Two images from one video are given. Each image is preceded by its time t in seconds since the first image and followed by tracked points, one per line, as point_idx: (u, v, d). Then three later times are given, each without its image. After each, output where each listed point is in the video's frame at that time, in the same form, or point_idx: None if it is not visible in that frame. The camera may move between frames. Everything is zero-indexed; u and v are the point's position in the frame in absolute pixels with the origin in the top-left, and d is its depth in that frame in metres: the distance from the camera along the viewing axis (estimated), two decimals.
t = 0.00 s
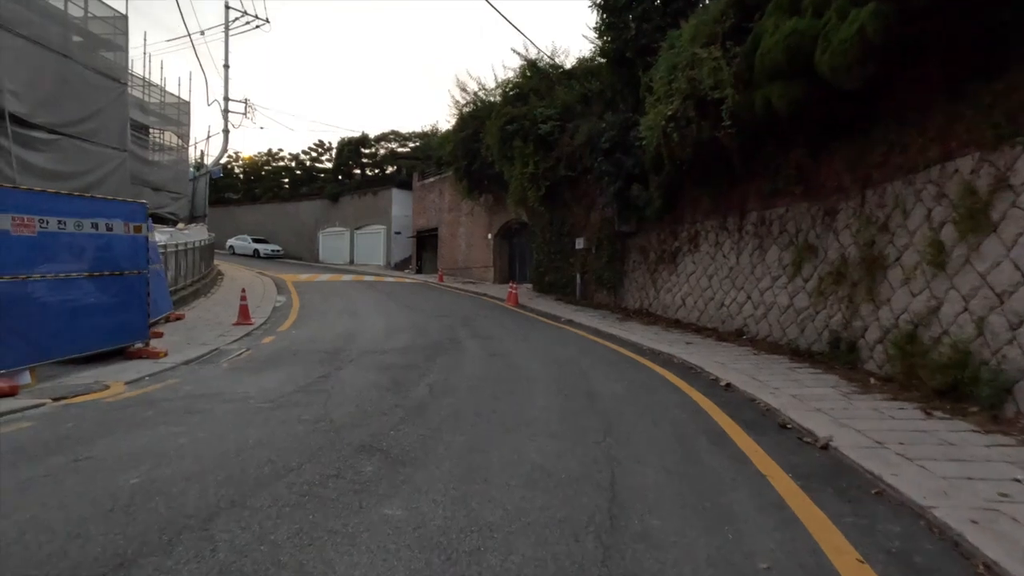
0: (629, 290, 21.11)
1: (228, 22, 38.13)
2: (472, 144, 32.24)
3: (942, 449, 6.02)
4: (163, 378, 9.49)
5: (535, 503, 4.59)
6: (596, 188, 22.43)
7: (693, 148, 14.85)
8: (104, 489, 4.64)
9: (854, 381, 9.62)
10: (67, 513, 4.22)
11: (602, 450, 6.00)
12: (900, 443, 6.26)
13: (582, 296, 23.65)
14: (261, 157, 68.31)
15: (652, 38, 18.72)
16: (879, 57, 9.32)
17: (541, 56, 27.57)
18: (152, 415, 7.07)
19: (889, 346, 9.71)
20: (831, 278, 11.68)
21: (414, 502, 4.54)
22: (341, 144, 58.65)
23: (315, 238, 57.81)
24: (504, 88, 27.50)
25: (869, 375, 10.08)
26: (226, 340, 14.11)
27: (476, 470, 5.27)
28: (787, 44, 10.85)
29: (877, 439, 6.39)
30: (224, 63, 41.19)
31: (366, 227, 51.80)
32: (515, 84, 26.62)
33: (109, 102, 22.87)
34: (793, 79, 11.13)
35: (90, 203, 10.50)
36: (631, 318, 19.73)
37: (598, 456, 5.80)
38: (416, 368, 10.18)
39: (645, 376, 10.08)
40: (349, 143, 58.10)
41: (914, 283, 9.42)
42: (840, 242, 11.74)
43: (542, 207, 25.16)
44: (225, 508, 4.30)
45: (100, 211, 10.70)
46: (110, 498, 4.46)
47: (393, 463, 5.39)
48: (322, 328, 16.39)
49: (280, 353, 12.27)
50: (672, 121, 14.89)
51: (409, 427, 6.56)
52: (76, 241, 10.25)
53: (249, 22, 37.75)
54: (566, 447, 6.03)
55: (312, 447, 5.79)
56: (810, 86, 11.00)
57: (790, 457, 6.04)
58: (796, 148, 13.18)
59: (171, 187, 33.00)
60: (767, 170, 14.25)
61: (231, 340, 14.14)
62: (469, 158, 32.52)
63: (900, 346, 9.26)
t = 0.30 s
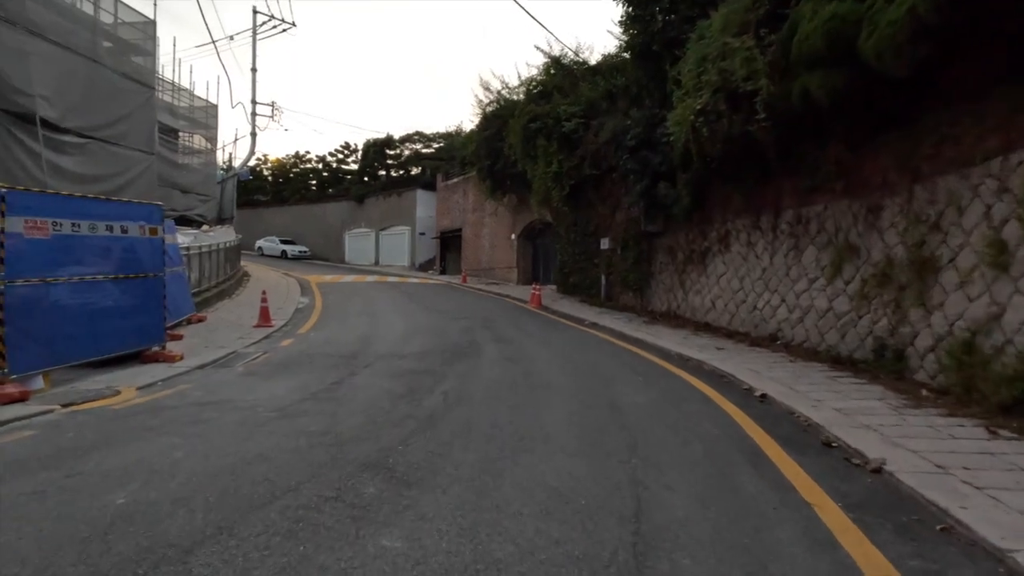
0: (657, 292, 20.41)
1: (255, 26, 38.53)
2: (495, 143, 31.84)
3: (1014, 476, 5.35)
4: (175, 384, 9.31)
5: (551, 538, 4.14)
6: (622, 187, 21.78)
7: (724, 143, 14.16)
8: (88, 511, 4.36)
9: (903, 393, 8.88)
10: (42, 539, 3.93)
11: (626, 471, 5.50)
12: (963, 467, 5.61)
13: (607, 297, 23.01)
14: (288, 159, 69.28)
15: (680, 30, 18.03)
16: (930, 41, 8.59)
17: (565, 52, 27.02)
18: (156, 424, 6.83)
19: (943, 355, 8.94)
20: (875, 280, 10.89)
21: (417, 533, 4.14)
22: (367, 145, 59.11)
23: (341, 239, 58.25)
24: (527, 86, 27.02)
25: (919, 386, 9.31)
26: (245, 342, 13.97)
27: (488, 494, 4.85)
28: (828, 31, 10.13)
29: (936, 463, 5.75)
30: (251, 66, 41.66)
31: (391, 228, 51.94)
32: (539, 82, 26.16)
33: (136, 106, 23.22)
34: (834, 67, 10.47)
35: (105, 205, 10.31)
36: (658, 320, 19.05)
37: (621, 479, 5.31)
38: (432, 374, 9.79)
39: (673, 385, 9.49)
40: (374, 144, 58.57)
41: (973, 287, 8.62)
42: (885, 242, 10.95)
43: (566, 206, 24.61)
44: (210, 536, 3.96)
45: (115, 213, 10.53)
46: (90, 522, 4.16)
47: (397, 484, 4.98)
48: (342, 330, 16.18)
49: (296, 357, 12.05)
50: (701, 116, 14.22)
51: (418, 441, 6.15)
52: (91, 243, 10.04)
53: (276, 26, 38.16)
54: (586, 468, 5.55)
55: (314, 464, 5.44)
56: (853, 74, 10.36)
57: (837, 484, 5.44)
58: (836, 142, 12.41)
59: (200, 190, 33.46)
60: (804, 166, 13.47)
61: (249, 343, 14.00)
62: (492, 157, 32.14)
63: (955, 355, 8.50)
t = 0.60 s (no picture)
0: (684, 292, 19.67)
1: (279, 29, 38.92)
2: (516, 141, 31.39)
3: None
4: (186, 385, 9.07)
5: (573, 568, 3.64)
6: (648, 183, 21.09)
7: (757, 135, 13.44)
8: (68, 525, 4.02)
9: (960, 402, 8.13)
10: (11, 557, 3.60)
11: (657, 489, 4.97)
12: None
13: (631, 298, 22.33)
14: (312, 161, 69.93)
15: (708, 19, 17.34)
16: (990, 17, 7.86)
17: (587, 48, 26.45)
18: (159, 427, 6.53)
19: (1005, 361, 8.17)
20: (925, 279, 10.11)
21: (424, 559, 3.69)
22: (389, 146, 59.33)
23: (363, 240, 58.47)
24: (549, 82, 26.50)
25: (977, 394, 8.55)
26: (261, 343, 13.76)
27: (505, 514, 4.36)
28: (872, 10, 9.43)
29: (1013, 484, 5.08)
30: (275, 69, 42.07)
31: (412, 229, 51.91)
32: (561, 78, 25.67)
33: (160, 108, 23.40)
34: (878, 50, 9.79)
35: (119, 203, 10.14)
36: (685, 322, 18.33)
37: (652, 497, 4.78)
38: (449, 377, 9.36)
39: (705, 391, 8.87)
40: (397, 145, 58.74)
41: None
42: (935, 238, 10.17)
43: (589, 205, 24.02)
44: (193, 560, 3.58)
45: (129, 211, 10.35)
46: (67, 540, 3.82)
47: (405, 500, 4.54)
48: (359, 331, 15.91)
49: (311, 358, 11.76)
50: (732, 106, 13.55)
51: (430, 451, 5.69)
52: (103, 242, 9.86)
53: (299, 28, 38.41)
54: (613, 485, 5.03)
55: (317, 475, 5.03)
56: (899, 57, 9.66)
57: (899, 507, 4.81)
58: (879, 131, 11.65)
59: (224, 191, 33.76)
60: (843, 158, 12.69)
61: (265, 343, 13.78)
62: (514, 156, 31.70)
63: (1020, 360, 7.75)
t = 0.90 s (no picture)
0: (713, 296, 18.90)
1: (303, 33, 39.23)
2: (538, 141, 30.88)
3: None
4: (195, 394, 8.82)
5: None
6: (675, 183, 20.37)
7: (793, 130, 12.70)
8: (43, 561, 3.70)
9: None
10: None
11: (691, 525, 4.44)
12: None
13: (657, 301, 21.62)
14: (337, 163, 70.48)
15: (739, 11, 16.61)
16: None
17: (611, 44, 25.82)
18: (160, 442, 6.24)
19: None
20: (982, 284, 9.33)
21: None
22: (412, 147, 59.48)
23: (386, 241, 58.63)
24: (572, 80, 25.90)
25: None
26: (278, 348, 13.54)
27: (520, 556, 3.90)
28: None
29: None
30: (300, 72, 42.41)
31: (435, 230, 51.81)
32: (584, 76, 25.07)
33: (184, 111, 23.58)
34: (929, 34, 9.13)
35: (130, 207, 9.99)
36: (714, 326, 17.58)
37: (686, 537, 4.25)
38: (466, 387, 8.91)
39: (739, 406, 8.24)
40: (419, 146, 58.80)
41: None
42: (993, 239, 9.39)
43: (613, 205, 23.38)
44: None
45: (140, 215, 10.19)
46: None
47: (409, 536, 4.11)
48: (378, 335, 15.61)
49: (327, 364, 11.47)
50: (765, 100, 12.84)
51: (440, 475, 5.25)
52: (114, 246, 9.68)
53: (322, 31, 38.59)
54: (642, 519, 4.52)
55: (317, 502, 4.64)
56: (954, 42, 8.93)
57: (974, 552, 4.20)
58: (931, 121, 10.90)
59: (249, 194, 34.06)
60: (888, 153, 11.90)
61: (282, 348, 13.56)
62: (536, 155, 31.20)
63: None
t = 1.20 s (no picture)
0: (740, 295, 18.16)
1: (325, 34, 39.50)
2: (559, 137, 30.31)
3: None
4: (203, 395, 8.59)
5: None
6: (701, 178, 19.65)
7: (828, 120, 12.00)
8: None
9: None
10: None
11: (724, 552, 3.94)
12: None
13: (681, 300, 20.91)
14: (359, 164, 70.92)
15: None
16: None
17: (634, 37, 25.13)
18: (158, 445, 5.97)
19: None
20: None
21: None
22: (433, 147, 59.50)
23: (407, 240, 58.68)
24: (594, 74, 25.27)
25: None
26: (292, 348, 13.32)
27: None
28: None
29: None
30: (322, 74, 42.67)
31: (456, 229, 51.62)
32: (606, 70, 24.37)
33: (206, 112, 23.75)
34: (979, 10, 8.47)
35: (139, 203, 9.84)
36: (742, 327, 16.85)
37: (718, 566, 3.75)
38: (480, 390, 8.50)
39: (772, 413, 7.64)
40: (441, 146, 58.77)
41: None
42: None
43: (636, 201, 22.73)
44: None
45: (149, 212, 10.05)
46: None
47: (405, 559, 3.71)
48: (394, 335, 15.32)
49: (339, 364, 11.19)
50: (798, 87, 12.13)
51: (445, 487, 4.82)
52: (122, 244, 9.52)
53: (343, 32, 38.71)
54: (666, 543, 4.05)
55: (309, 516, 4.25)
56: (1010, 18, 8.20)
57: None
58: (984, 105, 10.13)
59: (271, 194, 34.27)
60: (934, 141, 11.11)
61: (296, 348, 13.34)
62: (557, 153, 30.62)
63: None
